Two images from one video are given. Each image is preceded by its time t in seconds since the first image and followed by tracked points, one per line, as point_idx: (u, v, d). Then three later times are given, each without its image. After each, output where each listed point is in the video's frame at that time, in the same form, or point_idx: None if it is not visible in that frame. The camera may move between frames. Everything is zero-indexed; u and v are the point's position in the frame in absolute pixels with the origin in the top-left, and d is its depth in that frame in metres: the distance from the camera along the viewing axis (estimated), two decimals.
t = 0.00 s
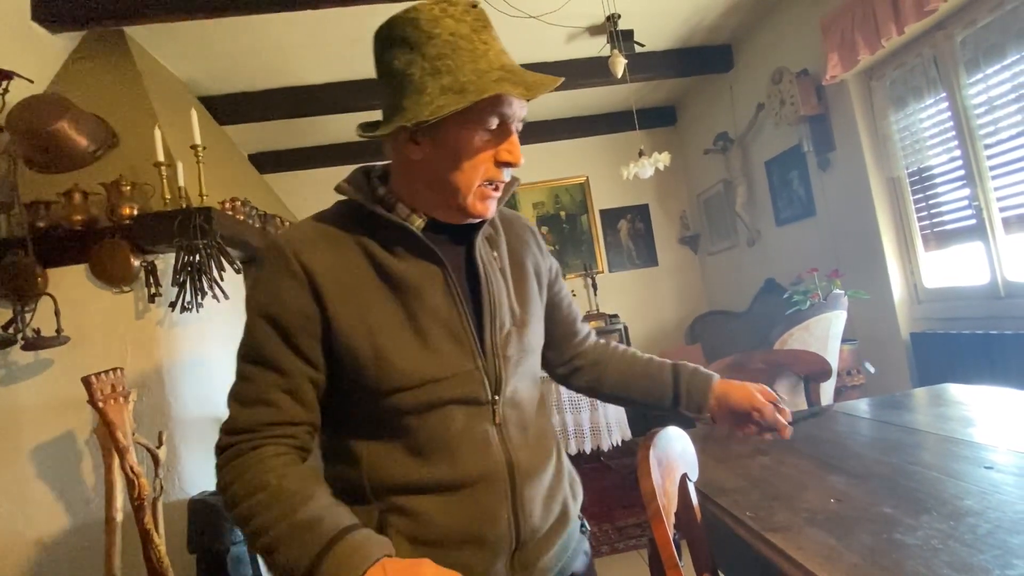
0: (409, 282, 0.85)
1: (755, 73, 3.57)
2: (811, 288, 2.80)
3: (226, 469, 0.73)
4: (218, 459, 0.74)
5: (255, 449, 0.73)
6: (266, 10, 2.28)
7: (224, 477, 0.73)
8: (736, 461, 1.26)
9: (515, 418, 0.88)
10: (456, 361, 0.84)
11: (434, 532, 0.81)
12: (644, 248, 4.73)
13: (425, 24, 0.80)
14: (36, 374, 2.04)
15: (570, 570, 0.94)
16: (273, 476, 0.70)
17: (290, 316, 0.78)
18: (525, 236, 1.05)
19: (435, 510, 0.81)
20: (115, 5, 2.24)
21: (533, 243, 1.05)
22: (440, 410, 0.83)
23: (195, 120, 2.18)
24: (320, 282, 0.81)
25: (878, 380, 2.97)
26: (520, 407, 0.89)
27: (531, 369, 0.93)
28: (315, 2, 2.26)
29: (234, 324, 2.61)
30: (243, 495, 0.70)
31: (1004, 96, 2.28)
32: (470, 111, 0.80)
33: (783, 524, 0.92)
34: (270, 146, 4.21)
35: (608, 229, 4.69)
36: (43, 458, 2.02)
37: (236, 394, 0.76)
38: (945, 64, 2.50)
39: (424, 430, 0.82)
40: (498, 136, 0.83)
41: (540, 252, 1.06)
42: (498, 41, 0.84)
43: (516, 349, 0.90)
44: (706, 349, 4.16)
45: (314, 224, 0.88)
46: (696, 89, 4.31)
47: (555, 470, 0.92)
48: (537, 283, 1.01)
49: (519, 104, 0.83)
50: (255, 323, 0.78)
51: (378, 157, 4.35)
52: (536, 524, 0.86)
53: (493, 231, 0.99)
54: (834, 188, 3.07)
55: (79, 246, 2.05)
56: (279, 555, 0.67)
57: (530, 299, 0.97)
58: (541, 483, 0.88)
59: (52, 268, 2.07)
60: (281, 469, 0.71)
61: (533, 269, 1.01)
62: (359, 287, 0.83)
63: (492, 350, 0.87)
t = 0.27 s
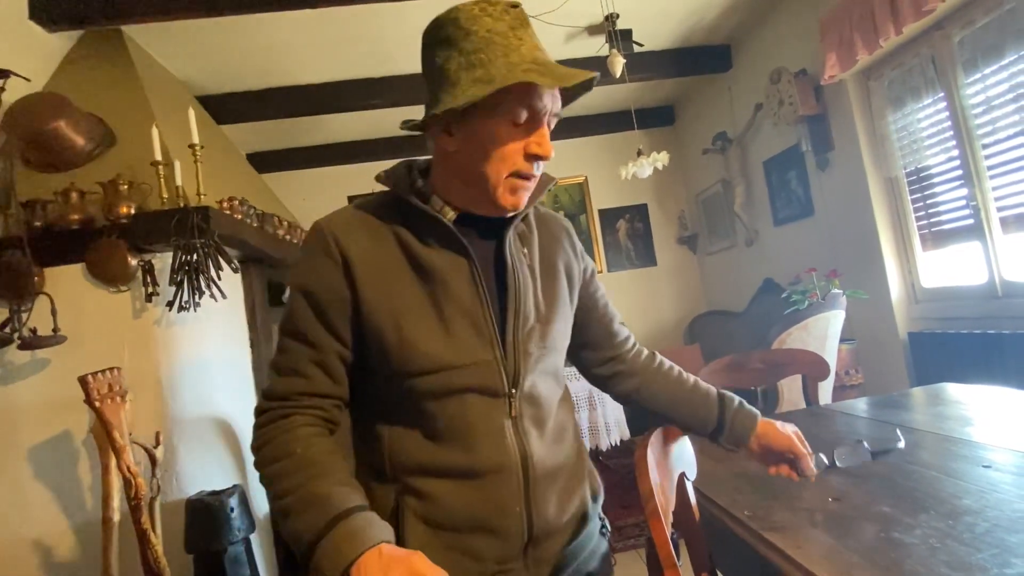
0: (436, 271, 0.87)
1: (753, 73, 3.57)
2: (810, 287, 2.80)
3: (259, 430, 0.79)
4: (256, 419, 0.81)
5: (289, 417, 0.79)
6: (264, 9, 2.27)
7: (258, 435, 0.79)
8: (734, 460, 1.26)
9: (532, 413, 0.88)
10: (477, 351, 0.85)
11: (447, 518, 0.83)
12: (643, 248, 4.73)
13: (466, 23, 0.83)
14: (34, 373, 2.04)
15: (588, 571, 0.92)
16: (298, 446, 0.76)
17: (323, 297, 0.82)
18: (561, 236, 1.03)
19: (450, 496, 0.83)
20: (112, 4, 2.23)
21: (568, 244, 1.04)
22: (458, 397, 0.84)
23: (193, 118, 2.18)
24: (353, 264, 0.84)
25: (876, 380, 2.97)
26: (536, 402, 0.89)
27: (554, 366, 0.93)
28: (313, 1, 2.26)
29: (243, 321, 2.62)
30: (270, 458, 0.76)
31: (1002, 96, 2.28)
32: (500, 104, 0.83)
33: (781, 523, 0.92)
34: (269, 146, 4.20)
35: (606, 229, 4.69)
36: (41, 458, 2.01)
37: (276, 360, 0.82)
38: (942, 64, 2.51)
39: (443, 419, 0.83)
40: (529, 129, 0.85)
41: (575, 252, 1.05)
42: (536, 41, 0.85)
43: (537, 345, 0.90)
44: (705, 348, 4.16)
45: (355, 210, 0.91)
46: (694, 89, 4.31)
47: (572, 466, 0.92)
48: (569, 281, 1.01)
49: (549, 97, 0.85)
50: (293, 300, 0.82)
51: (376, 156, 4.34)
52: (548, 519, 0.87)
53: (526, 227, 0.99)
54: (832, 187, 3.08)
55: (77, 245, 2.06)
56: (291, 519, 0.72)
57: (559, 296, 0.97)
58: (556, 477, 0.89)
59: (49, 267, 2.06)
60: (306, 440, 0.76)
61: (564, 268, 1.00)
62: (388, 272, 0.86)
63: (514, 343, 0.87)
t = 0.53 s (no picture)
0: (453, 267, 0.90)
1: (751, 75, 3.58)
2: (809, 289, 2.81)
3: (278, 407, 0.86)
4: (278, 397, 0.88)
5: (304, 399, 0.85)
6: (263, 12, 2.28)
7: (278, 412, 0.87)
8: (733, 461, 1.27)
9: (543, 410, 0.89)
10: (489, 346, 0.87)
11: (458, 509, 0.85)
12: (642, 250, 4.74)
13: (475, 23, 0.90)
14: (33, 376, 2.04)
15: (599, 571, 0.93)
16: (310, 427, 0.82)
17: (343, 286, 0.87)
18: (583, 238, 1.05)
19: (463, 489, 0.85)
20: (112, 6, 2.23)
21: (590, 245, 1.06)
22: (470, 390, 0.86)
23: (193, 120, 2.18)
24: (374, 257, 0.89)
25: (875, 382, 2.98)
26: (548, 399, 0.90)
27: (570, 363, 0.95)
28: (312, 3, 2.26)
29: (244, 322, 2.62)
30: (286, 435, 0.83)
31: (999, 98, 2.30)
32: (497, 88, 0.89)
33: (780, 524, 0.93)
34: (269, 148, 4.21)
35: (605, 230, 4.69)
36: (40, 461, 2.01)
37: (298, 342, 0.88)
38: (940, 67, 2.52)
39: (456, 412, 0.86)
40: (522, 112, 0.89)
41: (596, 254, 1.07)
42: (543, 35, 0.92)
43: (551, 342, 0.91)
44: (704, 350, 4.16)
45: (381, 206, 0.96)
46: (693, 91, 4.32)
47: (584, 464, 0.93)
48: (588, 281, 1.02)
49: (545, 81, 0.89)
50: (318, 287, 0.88)
51: (375, 158, 4.35)
52: (558, 516, 0.88)
53: (546, 226, 1.01)
54: (830, 189, 3.09)
55: (77, 248, 2.06)
56: (299, 493, 0.79)
57: (576, 295, 0.98)
58: (568, 475, 0.90)
59: (49, 269, 2.06)
60: (318, 422, 0.83)
61: (584, 269, 1.02)
62: (407, 266, 0.89)
63: (527, 339, 0.89)
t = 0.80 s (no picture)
0: (461, 270, 0.90)
1: (750, 78, 3.60)
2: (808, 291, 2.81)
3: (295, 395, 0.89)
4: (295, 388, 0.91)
5: (318, 389, 0.88)
6: (265, 16, 2.29)
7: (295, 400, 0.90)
8: (733, 463, 1.27)
9: (547, 413, 0.89)
10: (495, 349, 0.88)
11: (465, 506, 0.86)
12: (641, 252, 4.75)
13: (481, 29, 0.92)
14: (35, 378, 2.04)
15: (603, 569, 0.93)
16: (325, 415, 0.85)
17: (356, 285, 0.89)
18: (598, 241, 1.05)
19: (470, 487, 0.86)
20: (114, 10, 2.25)
21: (604, 248, 1.05)
22: (475, 392, 0.87)
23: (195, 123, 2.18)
24: (385, 258, 0.90)
25: (875, 384, 2.98)
26: (554, 403, 0.90)
27: (581, 367, 0.94)
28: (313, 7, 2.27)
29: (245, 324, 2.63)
30: (302, 423, 0.86)
31: (997, 101, 2.30)
32: (499, 91, 0.90)
33: (780, 525, 0.93)
34: (269, 150, 4.22)
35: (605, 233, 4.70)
36: (42, 463, 2.02)
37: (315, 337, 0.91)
38: (938, 69, 2.53)
39: (463, 413, 0.87)
40: (525, 111, 0.90)
41: (610, 257, 1.06)
42: (550, 35, 0.93)
43: (557, 348, 0.91)
44: (704, 352, 4.16)
45: (395, 208, 0.98)
46: (692, 94, 4.33)
47: (589, 466, 0.94)
48: (599, 284, 1.01)
49: (546, 79, 0.90)
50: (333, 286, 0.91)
51: (375, 161, 4.36)
52: (561, 516, 0.89)
53: (559, 230, 1.00)
54: (829, 191, 3.10)
55: (79, 251, 2.07)
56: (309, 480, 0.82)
57: (586, 299, 0.98)
58: (572, 476, 0.90)
59: (51, 272, 2.07)
60: (333, 410, 0.86)
61: (596, 273, 1.01)
62: (417, 267, 0.91)
63: (533, 343, 0.89)
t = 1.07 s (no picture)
0: (452, 273, 0.91)
1: (749, 77, 3.60)
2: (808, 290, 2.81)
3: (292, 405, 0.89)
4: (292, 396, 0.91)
5: (316, 397, 0.88)
6: (264, 16, 2.29)
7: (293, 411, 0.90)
8: (732, 462, 1.27)
9: (542, 413, 0.89)
10: (488, 349, 0.88)
11: (460, 509, 0.86)
12: (641, 251, 4.75)
13: (462, 34, 0.93)
14: (35, 379, 2.04)
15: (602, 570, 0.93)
16: (324, 424, 0.85)
17: (347, 293, 0.89)
18: (586, 240, 1.06)
19: (464, 490, 0.86)
20: (114, 11, 2.25)
21: (593, 248, 1.06)
22: (468, 393, 0.87)
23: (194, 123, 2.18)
24: (375, 264, 0.90)
25: (875, 383, 2.98)
26: (549, 403, 0.90)
27: (573, 366, 0.95)
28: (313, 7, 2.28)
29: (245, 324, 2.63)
30: (302, 431, 0.86)
31: (997, 100, 2.30)
32: (478, 93, 0.91)
33: (779, 524, 0.93)
34: (269, 151, 4.22)
35: (604, 232, 4.70)
36: (41, 463, 2.02)
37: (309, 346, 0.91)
38: (937, 69, 2.53)
39: (457, 414, 0.87)
40: (504, 114, 0.91)
41: (599, 258, 1.06)
42: (529, 34, 0.93)
43: (551, 347, 0.92)
44: (704, 351, 4.17)
45: (384, 213, 0.98)
46: (692, 93, 4.34)
47: (586, 465, 0.94)
48: (589, 284, 1.02)
49: (523, 79, 0.90)
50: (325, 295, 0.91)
51: (375, 161, 4.36)
52: (558, 516, 0.89)
53: (548, 230, 1.01)
54: (829, 191, 3.10)
55: (78, 251, 2.07)
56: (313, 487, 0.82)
57: (576, 299, 0.98)
58: (569, 476, 0.91)
59: (50, 272, 2.07)
60: (331, 419, 0.85)
61: (587, 273, 1.02)
62: (408, 272, 0.91)
63: (526, 343, 0.90)
